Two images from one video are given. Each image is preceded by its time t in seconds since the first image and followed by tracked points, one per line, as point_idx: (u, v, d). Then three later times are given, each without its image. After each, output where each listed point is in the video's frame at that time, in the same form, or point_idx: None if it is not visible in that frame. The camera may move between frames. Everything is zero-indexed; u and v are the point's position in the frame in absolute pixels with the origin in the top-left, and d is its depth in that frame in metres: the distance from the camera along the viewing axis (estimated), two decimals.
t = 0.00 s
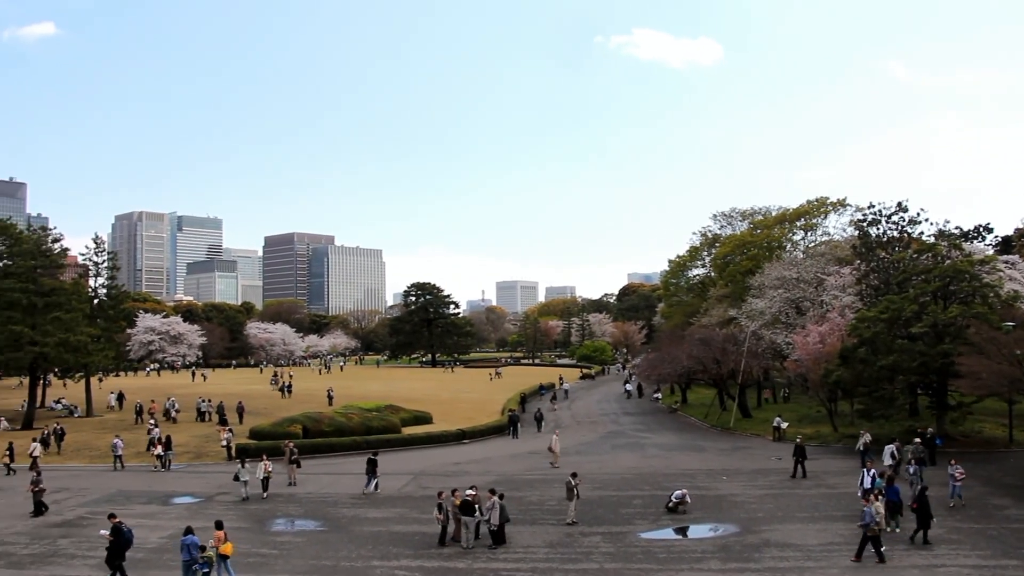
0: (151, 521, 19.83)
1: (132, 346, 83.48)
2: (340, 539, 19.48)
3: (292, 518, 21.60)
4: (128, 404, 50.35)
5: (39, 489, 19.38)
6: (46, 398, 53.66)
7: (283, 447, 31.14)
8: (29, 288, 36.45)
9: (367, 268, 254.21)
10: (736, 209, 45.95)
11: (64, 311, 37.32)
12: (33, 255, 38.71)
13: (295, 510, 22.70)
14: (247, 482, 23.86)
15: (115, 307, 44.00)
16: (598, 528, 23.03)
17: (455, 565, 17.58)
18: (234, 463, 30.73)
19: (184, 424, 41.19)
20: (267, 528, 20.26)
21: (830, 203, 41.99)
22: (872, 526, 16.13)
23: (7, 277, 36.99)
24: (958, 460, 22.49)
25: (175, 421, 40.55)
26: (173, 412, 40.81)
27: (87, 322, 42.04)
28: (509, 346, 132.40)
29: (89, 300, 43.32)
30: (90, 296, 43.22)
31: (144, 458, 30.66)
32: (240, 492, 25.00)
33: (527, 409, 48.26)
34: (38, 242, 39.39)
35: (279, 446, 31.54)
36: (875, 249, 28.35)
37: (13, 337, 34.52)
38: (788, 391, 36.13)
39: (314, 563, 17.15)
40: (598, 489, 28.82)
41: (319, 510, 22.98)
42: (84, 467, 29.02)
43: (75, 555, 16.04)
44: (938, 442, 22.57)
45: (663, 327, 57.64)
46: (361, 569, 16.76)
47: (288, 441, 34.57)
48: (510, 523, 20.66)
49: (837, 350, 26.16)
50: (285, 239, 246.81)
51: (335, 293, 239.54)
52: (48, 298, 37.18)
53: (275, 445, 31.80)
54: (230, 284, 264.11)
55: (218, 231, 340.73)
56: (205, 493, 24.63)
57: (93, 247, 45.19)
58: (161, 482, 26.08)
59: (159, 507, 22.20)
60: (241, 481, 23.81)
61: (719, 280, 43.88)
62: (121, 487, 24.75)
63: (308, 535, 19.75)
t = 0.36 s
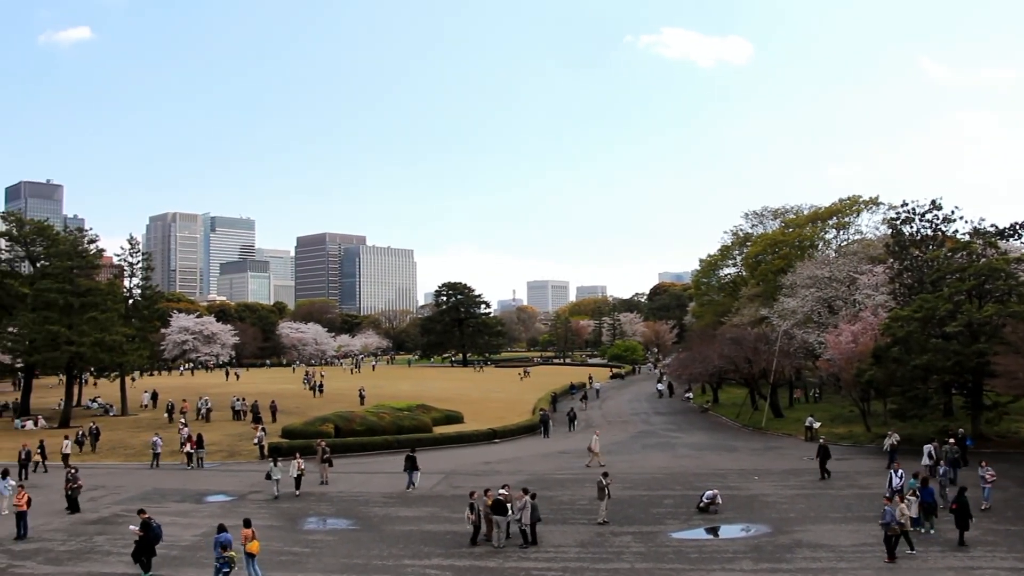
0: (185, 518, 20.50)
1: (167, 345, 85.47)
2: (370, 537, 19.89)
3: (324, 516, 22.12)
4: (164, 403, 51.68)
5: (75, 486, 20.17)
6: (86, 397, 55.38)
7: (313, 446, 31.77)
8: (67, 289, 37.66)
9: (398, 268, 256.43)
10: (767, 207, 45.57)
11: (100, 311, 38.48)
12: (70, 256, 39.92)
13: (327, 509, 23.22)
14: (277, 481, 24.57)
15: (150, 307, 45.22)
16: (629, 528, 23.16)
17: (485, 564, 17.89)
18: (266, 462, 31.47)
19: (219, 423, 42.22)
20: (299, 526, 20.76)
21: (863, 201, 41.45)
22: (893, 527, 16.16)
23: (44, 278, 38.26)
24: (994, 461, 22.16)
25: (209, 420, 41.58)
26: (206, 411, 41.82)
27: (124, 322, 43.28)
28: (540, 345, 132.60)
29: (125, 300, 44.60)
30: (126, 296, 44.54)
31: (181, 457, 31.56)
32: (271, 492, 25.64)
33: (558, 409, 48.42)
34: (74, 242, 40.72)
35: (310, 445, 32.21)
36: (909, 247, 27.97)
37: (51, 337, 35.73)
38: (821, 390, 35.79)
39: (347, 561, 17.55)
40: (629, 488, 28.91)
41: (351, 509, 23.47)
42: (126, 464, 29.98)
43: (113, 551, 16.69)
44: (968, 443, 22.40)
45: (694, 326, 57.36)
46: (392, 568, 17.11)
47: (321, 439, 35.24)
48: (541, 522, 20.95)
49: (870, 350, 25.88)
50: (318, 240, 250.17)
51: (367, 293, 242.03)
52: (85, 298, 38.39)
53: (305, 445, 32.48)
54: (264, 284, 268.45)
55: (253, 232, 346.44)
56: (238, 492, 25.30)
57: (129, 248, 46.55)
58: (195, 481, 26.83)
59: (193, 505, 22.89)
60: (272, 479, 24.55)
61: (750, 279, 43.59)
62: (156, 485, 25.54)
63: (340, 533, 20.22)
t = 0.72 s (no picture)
0: (220, 516, 21.13)
1: (202, 345, 87.32)
2: (403, 537, 20.30)
3: (357, 515, 22.64)
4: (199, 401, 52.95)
5: (112, 483, 21.09)
6: (123, 396, 56.99)
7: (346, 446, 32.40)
8: (104, 289, 38.87)
9: (430, 268, 258.22)
10: (800, 207, 45.11)
11: (136, 310, 39.32)
12: (107, 257, 41.65)
13: (360, 508, 23.73)
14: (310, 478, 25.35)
15: (185, 307, 46.43)
16: (661, 528, 23.28)
17: (518, 564, 18.17)
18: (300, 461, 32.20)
19: (252, 422, 43.17)
20: (333, 525, 21.27)
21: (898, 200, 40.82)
22: (914, 526, 16.22)
23: (82, 278, 39.80)
24: None
25: (242, 419, 42.55)
26: (239, 410, 42.77)
27: (159, 322, 44.49)
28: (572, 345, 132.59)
29: (161, 301, 45.81)
30: (162, 297, 45.77)
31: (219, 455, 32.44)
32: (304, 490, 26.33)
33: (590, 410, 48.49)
34: (111, 245, 42.86)
35: (342, 445, 32.87)
36: (944, 247, 27.53)
37: (88, 336, 36.87)
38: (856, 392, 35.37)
39: (380, 560, 17.94)
40: (662, 489, 28.95)
41: (383, 508, 23.95)
42: (167, 462, 30.92)
43: (149, 548, 17.31)
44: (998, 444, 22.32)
45: (727, 327, 56.96)
46: (425, 567, 17.48)
47: (355, 438, 35.90)
48: (572, 522, 21.25)
49: (905, 350, 25.58)
50: (351, 241, 253.31)
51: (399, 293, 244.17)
52: (121, 298, 39.55)
53: (337, 445, 33.15)
54: (298, 284, 272.62)
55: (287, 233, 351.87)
56: (272, 490, 25.98)
57: (164, 248, 47.77)
58: (230, 479, 27.57)
59: (227, 503, 23.58)
60: (305, 477, 25.33)
61: (783, 279, 43.22)
62: (191, 484, 26.30)
63: (373, 532, 20.68)
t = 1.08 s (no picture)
0: (253, 513, 21.73)
1: (237, 344, 89.19)
2: (435, 536, 20.72)
3: (388, 514, 23.10)
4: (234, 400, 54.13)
5: (147, 480, 21.82)
6: (159, 394, 58.49)
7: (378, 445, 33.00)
8: (140, 289, 40.01)
9: (462, 269, 259.52)
10: (833, 208, 44.58)
11: (171, 309, 40.54)
12: (143, 257, 42.97)
13: (392, 507, 24.21)
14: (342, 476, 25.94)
15: (219, 306, 47.55)
16: (693, 530, 23.30)
17: (549, 565, 18.43)
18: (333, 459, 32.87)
19: (285, 420, 44.06)
20: (365, 523, 21.78)
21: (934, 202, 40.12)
22: (938, 530, 16.19)
23: (120, 277, 41.09)
24: None
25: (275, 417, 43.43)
26: (273, 408, 43.65)
27: (194, 321, 45.59)
28: (603, 346, 132.26)
29: (196, 300, 47.00)
30: (197, 296, 46.95)
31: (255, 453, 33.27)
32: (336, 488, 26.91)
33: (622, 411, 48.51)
34: (148, 245, 44.15)
35: (373, 444, 33.48)
36: (981, 249, 27.06)
37: (125, 335, 38.03)
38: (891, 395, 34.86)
39: (411, 559, 18.31)
40: (693, 491, 28.94)
41: (415, 507, 24.41)
42: (205, 459, 31.82)
43: (185, 543, 17.89)
44: None
45: (759, 328, 56.42)
46: (456, 566, 17.83)
47: (387, 437, 36.48)
48: (603, 523, 21.46)
49: (940, 354, 25.23)
50: (384, 241, 256.01)
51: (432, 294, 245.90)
52: (157, 298, 40.64)
53: (369, 444, 33.74)
54: (331, 284, 276.30)
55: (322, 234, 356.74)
56: (305, 488, 26.61)
57: (199, 249, 48.99)
58: (265, 476, 28.30)
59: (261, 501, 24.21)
60: (338, 475, 25.92)
61: (816, 281, 42.73)
62: (226, 481, 27.06)
63: (404, 531, 21.11)
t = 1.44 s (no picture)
0: (283, 512, 22.27)
1: (266, 344, 90.72)
2: (464, 536, 21.05)
3: (417, 514, 23.48)
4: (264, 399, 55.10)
5: (179, 479, 22.33)
6: (190, 394, 59.70)
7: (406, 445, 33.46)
8: (171, 290, 41.02)
9: (490, 270, 260.31)
10: (863, 208, 44.07)
11: (201, 310, 41.46)
12: (174, 258, 43.98)
13: (421, 507, 24.61)
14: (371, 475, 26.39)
15: (249, 306, 48.45)
16: (722, 531, 23.34)
17: (577, 565, 18.64)
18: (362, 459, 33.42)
19: (313, 420, 44.78)
20: (394, 522, 22.20)
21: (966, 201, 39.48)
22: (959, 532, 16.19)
23: (151, 278, 42.18)
24: None
25: (303, 418, 44.15)
26: (301, 408, 44.28)
27: (223, 321, 46.52)
28: (631, 347, 131.83)
29: (226, 300, 47.99)
30: (227, 296, 47.94)
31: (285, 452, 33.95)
32: (365, 487, 27.38)
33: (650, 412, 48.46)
34: (178, 245, 45.15)
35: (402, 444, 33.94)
36: (1014, 248, 26.62)
37: (156, 335, 38.96)
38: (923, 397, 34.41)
39: (439, 559, 18.60)
40: (722, 492, 28.89)
41: (444, 507, 24.77)
42: (237, 459, 32.55)
43: (215, 541, 18.41)
44: None
45: (788, 329, 55.90)
46: (484, 566, 18.14)
47: (415, 437, 36.93)
48: (632, 525, 21.62)
49: (973, 355, 24.88)
50: (412, 242, 257.91)
51: (459, 295, 247.07)
52: (188, 299, 41.55)
53: (398, 444, 34.21)
54: (359, 284, 279.26)
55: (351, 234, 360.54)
56: (334, 488, 27.14)
57: (229, 250, 50.00)
58: (297, 475, 28.91)
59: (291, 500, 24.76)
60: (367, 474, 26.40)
61: (846, 281, 42.25)
62: (256, 480, 27.68)
63: (433, 531, 21.48)
